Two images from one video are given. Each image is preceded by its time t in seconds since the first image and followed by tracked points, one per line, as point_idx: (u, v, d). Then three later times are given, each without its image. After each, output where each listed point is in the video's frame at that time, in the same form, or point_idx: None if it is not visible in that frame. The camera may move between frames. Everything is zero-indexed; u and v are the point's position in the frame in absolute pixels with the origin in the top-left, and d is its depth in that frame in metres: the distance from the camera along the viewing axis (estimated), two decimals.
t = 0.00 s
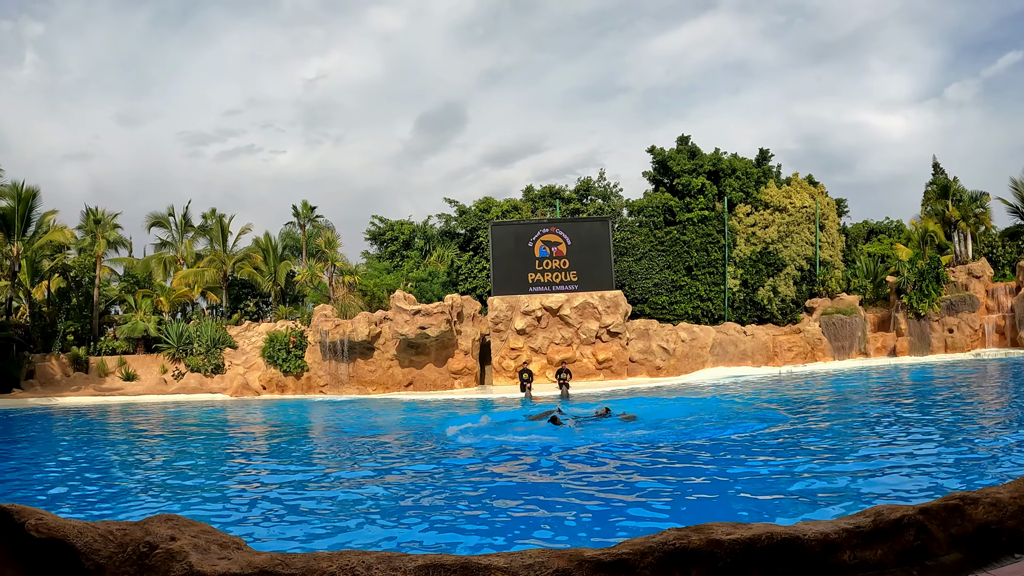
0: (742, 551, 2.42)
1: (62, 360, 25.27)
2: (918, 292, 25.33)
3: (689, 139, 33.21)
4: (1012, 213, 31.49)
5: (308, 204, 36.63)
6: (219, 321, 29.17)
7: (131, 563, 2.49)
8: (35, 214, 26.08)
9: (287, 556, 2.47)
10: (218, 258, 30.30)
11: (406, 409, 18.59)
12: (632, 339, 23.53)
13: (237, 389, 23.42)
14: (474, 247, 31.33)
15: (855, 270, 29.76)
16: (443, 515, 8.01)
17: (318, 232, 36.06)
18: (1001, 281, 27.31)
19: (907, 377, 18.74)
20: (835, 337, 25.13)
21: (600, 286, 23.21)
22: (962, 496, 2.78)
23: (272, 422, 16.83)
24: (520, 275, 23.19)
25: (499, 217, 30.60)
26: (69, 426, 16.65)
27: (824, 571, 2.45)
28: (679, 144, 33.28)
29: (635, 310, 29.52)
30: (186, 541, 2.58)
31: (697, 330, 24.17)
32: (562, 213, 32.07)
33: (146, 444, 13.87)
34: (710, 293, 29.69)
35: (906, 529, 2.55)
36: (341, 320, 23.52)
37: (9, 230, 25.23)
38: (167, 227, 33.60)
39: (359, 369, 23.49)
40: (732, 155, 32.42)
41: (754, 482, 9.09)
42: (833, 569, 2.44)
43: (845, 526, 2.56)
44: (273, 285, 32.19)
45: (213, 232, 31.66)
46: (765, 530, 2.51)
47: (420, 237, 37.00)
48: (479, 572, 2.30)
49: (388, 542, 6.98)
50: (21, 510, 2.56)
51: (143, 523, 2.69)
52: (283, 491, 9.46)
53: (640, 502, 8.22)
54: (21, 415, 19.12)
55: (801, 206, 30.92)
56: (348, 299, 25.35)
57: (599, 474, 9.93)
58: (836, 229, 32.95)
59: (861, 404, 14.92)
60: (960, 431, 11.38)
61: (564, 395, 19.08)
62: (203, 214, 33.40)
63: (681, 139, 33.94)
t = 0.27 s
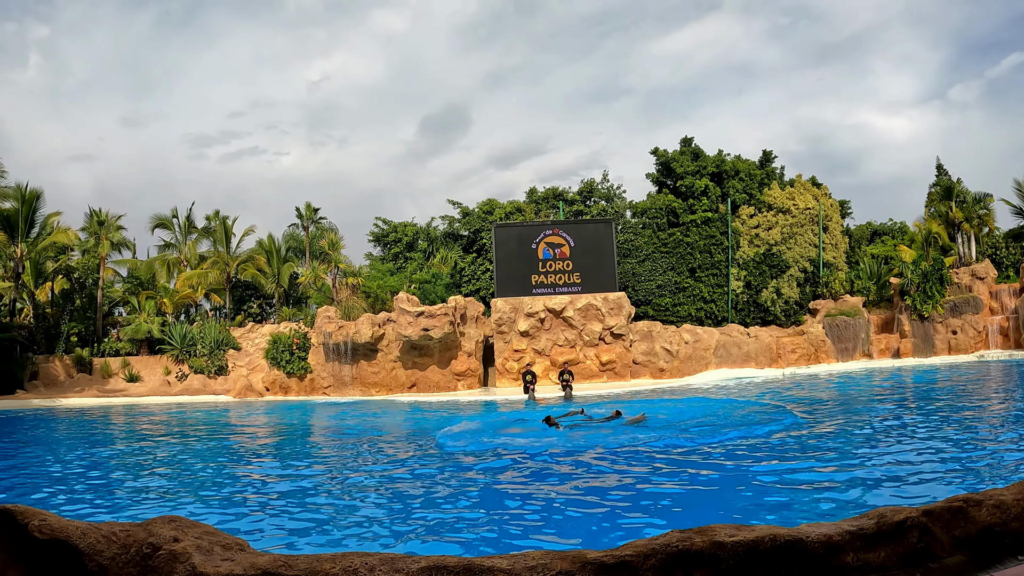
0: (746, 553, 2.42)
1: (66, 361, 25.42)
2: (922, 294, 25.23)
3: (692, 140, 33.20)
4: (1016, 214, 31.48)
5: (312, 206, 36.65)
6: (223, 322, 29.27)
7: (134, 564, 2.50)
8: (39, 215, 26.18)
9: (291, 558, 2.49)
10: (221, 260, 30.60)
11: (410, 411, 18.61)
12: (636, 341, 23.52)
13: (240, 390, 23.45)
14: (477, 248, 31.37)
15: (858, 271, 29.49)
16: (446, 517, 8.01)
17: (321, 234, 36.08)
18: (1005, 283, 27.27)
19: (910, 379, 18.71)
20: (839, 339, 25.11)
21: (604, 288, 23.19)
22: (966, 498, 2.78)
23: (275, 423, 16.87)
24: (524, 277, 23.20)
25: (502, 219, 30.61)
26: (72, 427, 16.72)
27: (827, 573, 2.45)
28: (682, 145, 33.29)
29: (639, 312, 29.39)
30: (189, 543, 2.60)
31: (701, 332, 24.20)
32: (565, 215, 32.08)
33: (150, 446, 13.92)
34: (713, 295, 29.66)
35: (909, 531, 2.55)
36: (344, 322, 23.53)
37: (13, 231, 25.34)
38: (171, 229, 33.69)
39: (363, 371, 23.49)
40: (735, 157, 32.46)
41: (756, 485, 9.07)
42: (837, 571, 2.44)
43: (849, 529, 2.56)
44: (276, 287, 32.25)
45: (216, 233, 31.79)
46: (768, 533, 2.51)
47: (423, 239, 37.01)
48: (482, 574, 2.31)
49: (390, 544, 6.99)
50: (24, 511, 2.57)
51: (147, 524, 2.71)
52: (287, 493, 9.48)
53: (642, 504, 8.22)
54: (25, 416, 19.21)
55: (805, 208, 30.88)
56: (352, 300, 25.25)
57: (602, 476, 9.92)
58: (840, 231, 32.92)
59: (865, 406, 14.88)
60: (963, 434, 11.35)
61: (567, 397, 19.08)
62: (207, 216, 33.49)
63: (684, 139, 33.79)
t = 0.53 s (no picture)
0: (748, 554, 2.43)
1: (69, 362, 25.55)
2: (925, 295, 25.21)
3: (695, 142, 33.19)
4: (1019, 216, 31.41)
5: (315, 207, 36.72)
6: (225, 323, 29.34)
7: (136, 565, 2.51)
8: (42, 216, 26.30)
9: (292, 559, 2.49)
10: (224, 261, 30.73)
11: (413, 412, 18.60)
12: (638, 343, 23.50)
13: (243, 391, 23.56)
14: (480, 250, 31.43)
15: (862, 272, 28.96)
16: (448, 519, 7.99)
17: (324, 235, 36.13)
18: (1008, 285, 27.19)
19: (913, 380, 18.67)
20: (842, 340, 25.11)
21: (606, 289, 23.22)
22: (969, 499, 2.77)
23: (277, 424, 16.91)
24: (526, 278, 23.22)
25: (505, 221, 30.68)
26: (75, 428, 16.76)
27: None
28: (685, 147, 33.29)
29: (641, 313, 29.47)
30: (192, 543, 2.61)
31: (703, 334, 24.16)
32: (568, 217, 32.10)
33: (152, 446, 13.98)
34: (716, 296, 29.68)
35: (911, 532, 2.55)
36: (346, 323, 23.57)
37: (17, 232, 25.45)
38: (173, 230, 33.77)
39: (365, 372, 23.50)
40: (738, 159, 32.38)
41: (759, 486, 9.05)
42: (838, 573, 2.44)
43: (852, 530, 2.56)
44: (279, 288, 32.32)
45: (219, 235, 31.90)
46: (771, 534, 2.52)
47: (426, 240, 36.94)
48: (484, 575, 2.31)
49: (393, 546, 6.97)
50: (25, 512, 2.58)
51: (149, 525, 2.72)
52: (290, 494, 9.48)
53: (645, 506, 8.19)
54: (28, 416, 19.29)
55: (808, 209, 30.84)
56: (354, 303, 25.59)
57: (604, 478, 9.90)
58: (843, 232, 32.87)
59: (867, 408, 14.83)
60: (967, 435, 11.27)
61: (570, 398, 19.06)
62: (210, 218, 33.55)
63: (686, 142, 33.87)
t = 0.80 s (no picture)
0: (750, 556, 2.43)
1: (71, 362, 25.62)
2: (927, 297, 25.17)
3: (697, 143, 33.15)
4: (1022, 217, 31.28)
5: (317, 208, 36.74)
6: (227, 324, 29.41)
7: (138, 565, 2.53)
8: (44, 217, 26.35)
9: (294, 560, 2.50)
10: (226, 262, 30.77)
11: (414, 413, 18.59)
12: (640, 344, 23.49)
13: (245, 392, 23.59)
14: (482, 251, 31.45)
15: (864, 274, 29.00)
16: (449, 520, 8.00)
17: (326, 236, 36.16)
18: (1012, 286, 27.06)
19: (915, 382, 18.64)
20: (843, 342, 25.05)
21: (608, 291, 23.16)
22: (971, 501, 2.77)
23: (279, 425, 16.94)
24: (528, 279, 23.18)
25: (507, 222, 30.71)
26: (77, 428, 16.80)
27: None
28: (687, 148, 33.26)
29: (643, 315, 29.32)
30: (193, 544, 2.62)
31: (705, 335, 24.16)
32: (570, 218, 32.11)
33: (155, 447, 14.02)
34: (718, 298, 29.69)
35: (914, 534, 2.55)
36: (348, 324, 23.61)
37: (19, 233, 25.50)
38: (176, 231, 33.82)
39: (367, 373, 23.50)
40: (741, 160, 32.26)
41: (760, 488, 9.03)
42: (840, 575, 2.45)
43: (854, 532, 2.57)
44: (280, 289, 32.36)
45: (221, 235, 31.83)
46: (774, 535, 2.52)
47: (428, 241, 36.82)
48: None
49: (394, 547, 6.98)
50: (27, 512, 2.59)
51: (151, 525, 2.73)
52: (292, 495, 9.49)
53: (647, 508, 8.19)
54: (30, 416, 19.34)
55: (810, 211, 30.76)
56: (357, 304, 25.75)
57: (606, 479, 9.89)
58: (845, 233, 32.82)
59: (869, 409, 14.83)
60: (969, 437, 11.27)
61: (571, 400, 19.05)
62: (212, 219, 33.58)
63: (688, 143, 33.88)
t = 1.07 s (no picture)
0: (750, 556, 2.43)
1: (71, 361, 25.61)
2: (927, 297, 25.17)
3: (697, 143, 33.14)
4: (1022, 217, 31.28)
5: (317, 208, 36.74)
6: (227, 324, 29.43)
7: (138, 565, 2.53)
8: (44, 216, 26.35)
9: (294, 559, 2.50)
10: (226, 262, 30.71)
11: (414, 413, 18.60)
12: (640, 344, 23.48)
13: (245, 392, 23.60)
14: (482, 251, 31.42)
15: (864, 274, 29.00)
16: (448, 519, 8.01)
17: (326, 236, 36.17)
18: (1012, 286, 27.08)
19: (915, 381, 18.65)
20: (843, 342, 25.06)
21: (608, 290, 23.15)
22: (971, 501, 2.77)
23: (279, 425, 16.94)
24: (528, 279, 23.18)
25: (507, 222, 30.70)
26: (76, 428, 16.78)
27: None
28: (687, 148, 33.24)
29: (643, 315, 29.35)
30: (193, 544, 2.62)
31: (705, 335, 24.14)
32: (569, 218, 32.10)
33: (155, 446, 14.02)
34: (718, 297, 29.69)
35: (913, 534, 2.55)
36: (348, 324, 23.61)
37: (19, 232, 25.50)
38: (176, 230, 33.82)
39: (367, 373, 23.50)
40: (741, 159, 32.22)
41: (757, 487, 9.05)
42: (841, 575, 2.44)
43: (853, 532, 2.57)
44: (280, 289, 32.37)
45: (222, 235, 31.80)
46: (773, 535, 2.52)
47: (428, 240, 36.86)
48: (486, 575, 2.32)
49: (394, 547, 6.98)
50: (27, 511, 2.59)
51: (151, 525, 2.72)
52: (292, 494, 9.48)
53: (647, 508, 8.17)
54: (30, 416, 19.35)
55: (810, 210, 30.73)
56: (357, 303, 25.78)
57: (606, 479, 9.88)
58: (845, 233, 32.82)
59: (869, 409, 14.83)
60: (968, 437, 11.26)
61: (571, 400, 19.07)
62: (212, 218, 33.57)
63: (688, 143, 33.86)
